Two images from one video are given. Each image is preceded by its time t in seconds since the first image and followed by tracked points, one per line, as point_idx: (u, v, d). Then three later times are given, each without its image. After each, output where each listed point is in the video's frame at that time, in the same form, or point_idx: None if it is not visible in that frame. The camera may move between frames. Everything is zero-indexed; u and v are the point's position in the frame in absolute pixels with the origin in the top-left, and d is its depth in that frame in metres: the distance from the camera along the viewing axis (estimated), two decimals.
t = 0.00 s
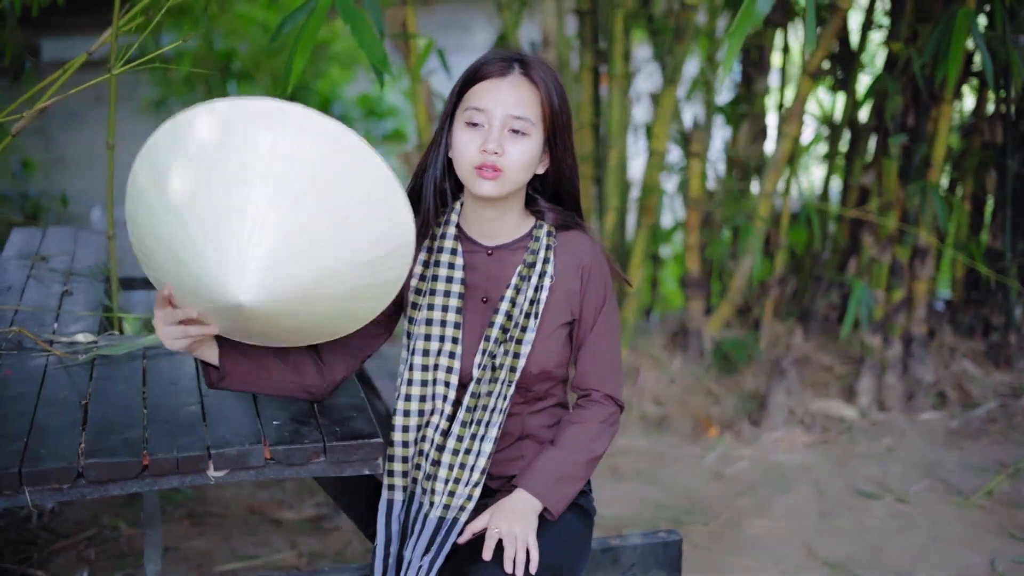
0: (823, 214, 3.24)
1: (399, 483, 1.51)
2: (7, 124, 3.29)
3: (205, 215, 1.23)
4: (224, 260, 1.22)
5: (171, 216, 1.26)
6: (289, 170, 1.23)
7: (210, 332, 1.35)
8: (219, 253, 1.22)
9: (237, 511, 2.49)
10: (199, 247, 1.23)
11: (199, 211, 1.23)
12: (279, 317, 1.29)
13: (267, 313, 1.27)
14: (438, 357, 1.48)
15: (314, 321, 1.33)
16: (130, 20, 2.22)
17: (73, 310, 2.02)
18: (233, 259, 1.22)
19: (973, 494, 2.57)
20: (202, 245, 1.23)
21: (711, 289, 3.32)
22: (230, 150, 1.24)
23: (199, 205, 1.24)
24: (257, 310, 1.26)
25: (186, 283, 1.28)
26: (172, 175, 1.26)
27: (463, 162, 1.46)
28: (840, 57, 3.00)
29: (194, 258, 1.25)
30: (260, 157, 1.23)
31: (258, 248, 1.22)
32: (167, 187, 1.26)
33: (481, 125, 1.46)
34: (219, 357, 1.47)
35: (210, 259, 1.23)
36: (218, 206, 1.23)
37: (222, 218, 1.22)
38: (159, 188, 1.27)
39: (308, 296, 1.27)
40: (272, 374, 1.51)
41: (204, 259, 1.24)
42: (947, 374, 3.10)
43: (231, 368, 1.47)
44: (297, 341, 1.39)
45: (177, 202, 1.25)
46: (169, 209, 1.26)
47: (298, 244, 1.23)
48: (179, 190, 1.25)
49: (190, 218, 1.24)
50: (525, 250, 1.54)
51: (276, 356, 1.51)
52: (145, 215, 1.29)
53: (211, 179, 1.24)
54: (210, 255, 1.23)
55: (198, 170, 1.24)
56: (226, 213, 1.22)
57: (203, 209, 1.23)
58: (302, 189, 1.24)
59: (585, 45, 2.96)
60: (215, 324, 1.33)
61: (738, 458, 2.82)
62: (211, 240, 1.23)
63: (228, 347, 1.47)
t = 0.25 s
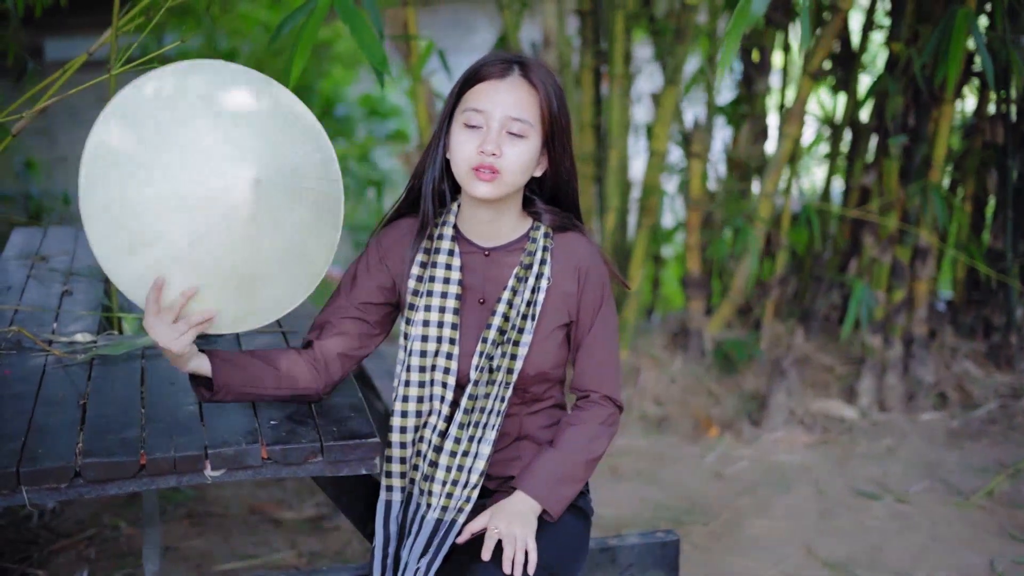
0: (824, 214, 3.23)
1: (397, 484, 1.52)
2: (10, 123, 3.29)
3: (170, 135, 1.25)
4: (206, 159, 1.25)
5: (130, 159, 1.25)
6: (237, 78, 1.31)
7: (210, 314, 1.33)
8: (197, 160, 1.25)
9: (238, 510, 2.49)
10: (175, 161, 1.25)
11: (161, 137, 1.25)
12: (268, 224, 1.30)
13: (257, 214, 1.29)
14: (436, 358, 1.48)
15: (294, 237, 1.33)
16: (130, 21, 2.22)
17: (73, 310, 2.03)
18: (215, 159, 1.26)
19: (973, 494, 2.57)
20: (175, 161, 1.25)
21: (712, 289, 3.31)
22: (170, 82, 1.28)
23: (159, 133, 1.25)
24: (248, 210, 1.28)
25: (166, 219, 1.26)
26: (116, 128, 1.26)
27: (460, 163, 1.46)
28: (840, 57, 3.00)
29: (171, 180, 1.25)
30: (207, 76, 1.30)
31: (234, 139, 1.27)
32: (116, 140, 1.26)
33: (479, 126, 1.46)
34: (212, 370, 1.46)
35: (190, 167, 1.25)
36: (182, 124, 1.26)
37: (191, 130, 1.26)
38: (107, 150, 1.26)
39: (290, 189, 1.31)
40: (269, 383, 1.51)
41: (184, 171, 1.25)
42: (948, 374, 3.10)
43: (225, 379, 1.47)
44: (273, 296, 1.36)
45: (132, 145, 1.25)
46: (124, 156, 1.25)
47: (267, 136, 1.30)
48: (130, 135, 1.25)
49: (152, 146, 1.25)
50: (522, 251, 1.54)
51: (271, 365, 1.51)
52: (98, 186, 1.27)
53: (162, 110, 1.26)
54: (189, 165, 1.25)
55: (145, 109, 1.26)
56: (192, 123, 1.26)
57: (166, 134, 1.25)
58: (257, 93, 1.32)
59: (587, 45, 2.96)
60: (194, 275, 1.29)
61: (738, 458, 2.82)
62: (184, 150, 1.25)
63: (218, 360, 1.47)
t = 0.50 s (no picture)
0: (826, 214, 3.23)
1: (393, 482, 1.52)
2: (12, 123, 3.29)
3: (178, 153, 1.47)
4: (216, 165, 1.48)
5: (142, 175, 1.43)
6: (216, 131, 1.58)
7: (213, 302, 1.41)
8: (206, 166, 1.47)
9: (239, 510, 2.49)
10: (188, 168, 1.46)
11: (172, 154, 1.46)
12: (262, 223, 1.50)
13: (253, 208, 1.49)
14: (432, 357, 1.49)
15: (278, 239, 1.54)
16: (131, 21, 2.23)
17: (73, 309, 2.03)
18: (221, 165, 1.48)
19: (973, 495, 2.57)
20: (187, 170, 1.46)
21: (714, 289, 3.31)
22: (167, 125, 1.52)
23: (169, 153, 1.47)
24: (246, 202, 1.48)
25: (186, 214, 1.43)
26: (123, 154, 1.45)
27: (457, 166, 1.47)
28: (842, 56, 3.00)
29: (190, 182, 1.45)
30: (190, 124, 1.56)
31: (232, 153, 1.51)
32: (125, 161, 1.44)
33: (476, 128, 1.47)
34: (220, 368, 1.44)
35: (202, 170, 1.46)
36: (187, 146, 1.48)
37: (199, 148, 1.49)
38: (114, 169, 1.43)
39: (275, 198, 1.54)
40: (273, 383, 1.50)
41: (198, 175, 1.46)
42: (949, 374, 3.10)
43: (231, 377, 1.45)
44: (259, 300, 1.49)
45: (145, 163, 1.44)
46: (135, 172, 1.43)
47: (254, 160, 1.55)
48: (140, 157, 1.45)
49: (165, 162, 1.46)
50: (520, 250, 1.54)
51: (275, 366, 1.50)
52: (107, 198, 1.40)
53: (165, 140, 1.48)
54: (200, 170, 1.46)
55: (151, 138, 1.48)
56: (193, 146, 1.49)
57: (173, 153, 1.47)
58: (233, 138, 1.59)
59: (589, 45, 2.96)
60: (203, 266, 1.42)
61: (739, 458, 2.82)
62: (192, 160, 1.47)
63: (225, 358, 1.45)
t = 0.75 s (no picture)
0: (829, 214, 3.22)
1: (393, 479, 1.53)
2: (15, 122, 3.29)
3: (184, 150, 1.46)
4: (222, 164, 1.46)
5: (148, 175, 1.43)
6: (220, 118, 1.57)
7: (218, 316, 1.43)
8: (212, 165, 1.46)
9: (241, 508, 2.49)
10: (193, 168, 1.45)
11: (178, 158, 1.46)
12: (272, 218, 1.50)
13: (269, 204, 1.49)
14: (432, 354, 1.49)
15: (291, 236, 1.54)
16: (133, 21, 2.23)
17: (74, 308, 2.04)
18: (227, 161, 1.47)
19: (974, 495, 2.57)
20: (192, 169, 1.45)
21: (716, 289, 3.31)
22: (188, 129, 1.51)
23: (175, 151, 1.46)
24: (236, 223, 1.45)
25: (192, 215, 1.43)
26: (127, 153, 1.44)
27: (455, 167, 1.47)
28: (843, 56, 3.00)
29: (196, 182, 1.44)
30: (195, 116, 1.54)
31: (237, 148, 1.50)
32: (131, 162, 1.43)
33: (474, 129, 1.47)
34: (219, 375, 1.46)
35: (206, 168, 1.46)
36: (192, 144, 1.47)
37: (203, 147, 1.48)
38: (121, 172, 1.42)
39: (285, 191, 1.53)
40: (273, 389, 1.52)
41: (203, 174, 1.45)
42: (951, 374, 3.09)
43: (231, 383, 1.47)
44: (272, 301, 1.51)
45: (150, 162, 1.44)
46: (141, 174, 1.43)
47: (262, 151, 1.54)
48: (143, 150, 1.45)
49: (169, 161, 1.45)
50: (519, 248, 1.54)
51: (274, 371, 1.52)
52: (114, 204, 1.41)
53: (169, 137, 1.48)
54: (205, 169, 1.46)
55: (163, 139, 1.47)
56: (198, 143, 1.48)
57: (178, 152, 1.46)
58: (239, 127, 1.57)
59: (591, 45, 2.96)
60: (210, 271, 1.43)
61: (740, 458, 2.82)
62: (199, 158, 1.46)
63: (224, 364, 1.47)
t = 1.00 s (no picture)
0: (832, 214, 3.22)
1: (394, 479, 1.53)
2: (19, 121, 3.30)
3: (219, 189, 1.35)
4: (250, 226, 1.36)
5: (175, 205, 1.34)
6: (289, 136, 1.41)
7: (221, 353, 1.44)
8: (241, 223, 1.35)
9: (244, 507, 2.50)
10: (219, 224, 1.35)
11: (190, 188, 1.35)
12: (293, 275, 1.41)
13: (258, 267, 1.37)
14: (434, 354, 1.49)
15: (316, 287, 1.44)
16: (135, 21, 2.24)
17: (76, 307, 2.05)
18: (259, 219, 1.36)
19: (977, 495, 2.57)
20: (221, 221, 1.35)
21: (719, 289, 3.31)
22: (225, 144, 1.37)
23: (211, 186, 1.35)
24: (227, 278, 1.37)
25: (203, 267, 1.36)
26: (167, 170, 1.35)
27: (456, 168, 1.47)
28: (847, 56, 3.00)
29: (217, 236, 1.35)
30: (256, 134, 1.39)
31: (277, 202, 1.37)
32: (164, 182, 1.35)
33: (475, 131, 1.47)
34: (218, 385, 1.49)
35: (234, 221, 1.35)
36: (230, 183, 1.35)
37: (241, 194, 1.35)
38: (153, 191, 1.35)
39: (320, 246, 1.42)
40: (274, 395, 1.54)
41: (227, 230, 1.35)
42: (954, 374, 3.09)
43: (231, 392, 1.50)
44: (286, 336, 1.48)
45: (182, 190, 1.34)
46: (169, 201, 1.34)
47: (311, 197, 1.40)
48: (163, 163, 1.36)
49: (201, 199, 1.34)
50: (521, 248, 1.55)
51: (275, 379, 1.53)
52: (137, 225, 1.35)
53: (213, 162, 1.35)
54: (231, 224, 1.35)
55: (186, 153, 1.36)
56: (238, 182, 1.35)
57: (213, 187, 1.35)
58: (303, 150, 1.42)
59: (594, 44, 2.96)
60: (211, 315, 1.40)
61: (743, 458, 2.82)
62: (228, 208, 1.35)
63: (224, 374, 1.50)
